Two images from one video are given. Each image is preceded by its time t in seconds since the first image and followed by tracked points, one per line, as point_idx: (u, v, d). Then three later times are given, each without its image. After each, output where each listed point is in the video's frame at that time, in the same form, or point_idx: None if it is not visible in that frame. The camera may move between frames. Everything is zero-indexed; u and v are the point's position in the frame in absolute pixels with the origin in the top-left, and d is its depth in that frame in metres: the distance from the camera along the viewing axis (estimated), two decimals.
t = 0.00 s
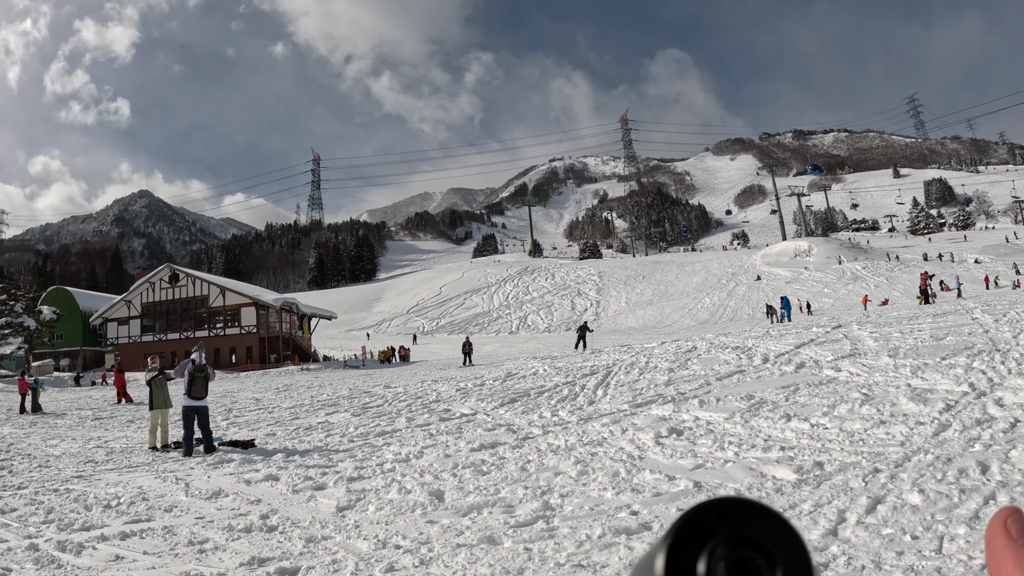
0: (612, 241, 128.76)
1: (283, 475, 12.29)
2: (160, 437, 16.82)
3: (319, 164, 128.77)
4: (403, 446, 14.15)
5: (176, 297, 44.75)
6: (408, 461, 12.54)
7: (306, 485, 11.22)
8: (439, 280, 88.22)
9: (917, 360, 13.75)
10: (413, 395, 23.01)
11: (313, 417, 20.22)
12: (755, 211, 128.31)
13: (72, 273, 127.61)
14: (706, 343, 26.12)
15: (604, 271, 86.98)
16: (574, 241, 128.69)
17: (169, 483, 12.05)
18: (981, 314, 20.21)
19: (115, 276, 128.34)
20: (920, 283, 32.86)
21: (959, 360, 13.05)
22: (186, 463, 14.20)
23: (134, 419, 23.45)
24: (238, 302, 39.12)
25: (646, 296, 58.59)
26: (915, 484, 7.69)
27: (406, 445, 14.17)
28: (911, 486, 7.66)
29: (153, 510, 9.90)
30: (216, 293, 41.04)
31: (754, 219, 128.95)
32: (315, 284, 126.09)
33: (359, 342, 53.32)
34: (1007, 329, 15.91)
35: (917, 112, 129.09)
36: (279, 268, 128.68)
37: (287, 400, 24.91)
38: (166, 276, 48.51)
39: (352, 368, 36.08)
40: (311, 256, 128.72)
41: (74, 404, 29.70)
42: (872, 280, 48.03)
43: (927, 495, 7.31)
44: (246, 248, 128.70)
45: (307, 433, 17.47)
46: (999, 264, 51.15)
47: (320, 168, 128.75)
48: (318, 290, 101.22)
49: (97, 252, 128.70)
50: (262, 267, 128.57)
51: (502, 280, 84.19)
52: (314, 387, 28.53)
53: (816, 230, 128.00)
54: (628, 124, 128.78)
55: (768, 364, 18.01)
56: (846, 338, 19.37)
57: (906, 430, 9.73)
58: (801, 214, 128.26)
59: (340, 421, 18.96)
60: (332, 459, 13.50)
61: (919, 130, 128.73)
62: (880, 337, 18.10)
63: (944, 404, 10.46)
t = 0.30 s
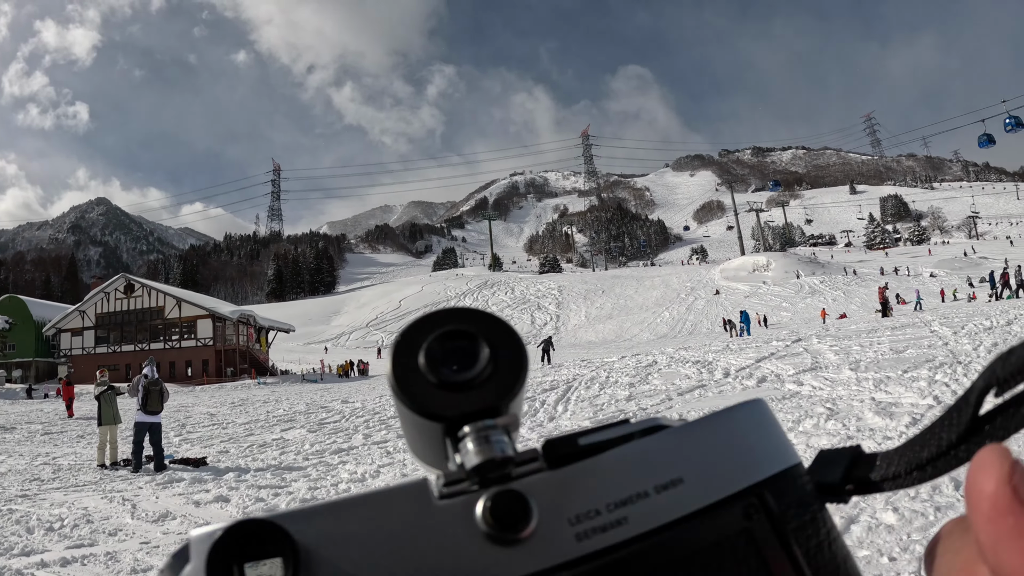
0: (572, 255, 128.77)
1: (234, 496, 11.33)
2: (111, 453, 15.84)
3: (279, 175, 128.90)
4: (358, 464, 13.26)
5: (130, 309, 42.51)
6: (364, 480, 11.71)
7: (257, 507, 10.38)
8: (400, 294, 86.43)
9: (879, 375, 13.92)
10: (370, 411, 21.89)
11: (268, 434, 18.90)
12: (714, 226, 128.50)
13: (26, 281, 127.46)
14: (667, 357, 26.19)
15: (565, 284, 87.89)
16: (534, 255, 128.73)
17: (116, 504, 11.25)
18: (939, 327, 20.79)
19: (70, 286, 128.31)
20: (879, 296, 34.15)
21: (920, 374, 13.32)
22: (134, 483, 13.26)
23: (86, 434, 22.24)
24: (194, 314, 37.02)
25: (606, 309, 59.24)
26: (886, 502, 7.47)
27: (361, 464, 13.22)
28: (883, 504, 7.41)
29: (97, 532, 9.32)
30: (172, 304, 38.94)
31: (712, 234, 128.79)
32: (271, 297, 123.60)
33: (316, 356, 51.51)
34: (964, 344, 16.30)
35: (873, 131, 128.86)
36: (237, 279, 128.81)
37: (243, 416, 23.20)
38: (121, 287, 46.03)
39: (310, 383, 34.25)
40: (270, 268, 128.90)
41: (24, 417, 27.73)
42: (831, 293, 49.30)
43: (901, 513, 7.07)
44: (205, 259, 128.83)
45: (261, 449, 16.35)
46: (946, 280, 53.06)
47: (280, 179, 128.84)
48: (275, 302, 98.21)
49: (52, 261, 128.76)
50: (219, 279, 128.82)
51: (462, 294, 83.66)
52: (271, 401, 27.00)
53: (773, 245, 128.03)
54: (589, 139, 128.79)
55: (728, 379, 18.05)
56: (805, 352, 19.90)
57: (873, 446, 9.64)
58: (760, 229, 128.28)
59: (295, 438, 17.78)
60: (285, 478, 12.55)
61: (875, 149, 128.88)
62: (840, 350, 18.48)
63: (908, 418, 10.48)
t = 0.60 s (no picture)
0: (549, 260, 128.84)
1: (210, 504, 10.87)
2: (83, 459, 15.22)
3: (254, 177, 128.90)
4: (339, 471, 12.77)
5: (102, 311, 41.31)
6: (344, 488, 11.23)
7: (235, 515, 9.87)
8: (377, 298, 85.28)
9: (859, 381, 13.99)
10: (348, 416, 21.40)
11: (244, 439, 18.23)
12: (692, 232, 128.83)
13: None
14: (647, 363, 26.12)
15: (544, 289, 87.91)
16: (511, 259, 128.79)
17: (89, 512, 10.69)
18: (917, 334, 21.11)
19: (41, 286, 127.02)
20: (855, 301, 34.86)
21: (900, 381, 13.40)
22: (107, 489, 12.66)
23: (59, 438, 21.37)
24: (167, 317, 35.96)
25: (584, 314, 59.38)
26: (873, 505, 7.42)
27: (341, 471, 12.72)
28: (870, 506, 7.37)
29: (68, 542, 8.91)
30: (146, 305, 37.55)
31: (690, 240, 128.80)
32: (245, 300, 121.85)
33: (292, 360, 50.55)
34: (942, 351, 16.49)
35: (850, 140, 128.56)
36: (214, 282, 128.85)
37: (218, 421, 22.51)
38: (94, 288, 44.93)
39: (286, 387, 33.45)
40: (246, 271, 128.73)
41: None
42: (805, 300, 50.09)
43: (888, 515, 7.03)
44: (180, 261, 128.85)
45: (237, 455, 15.70)
46: (920, 287, 53.74)
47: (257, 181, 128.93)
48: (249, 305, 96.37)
49: (26, 260, 128.81)
50: (195, 281, 128.82)
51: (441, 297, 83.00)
52: (246, 406, 26.10)
53: (750, 252, 127.80)
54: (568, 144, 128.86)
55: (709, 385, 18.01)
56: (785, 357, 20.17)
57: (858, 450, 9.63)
58: (737, 236, 128.12)
59: (272, 444, 17.17)
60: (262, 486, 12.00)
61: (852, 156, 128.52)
62: (820, 356, 18.60)
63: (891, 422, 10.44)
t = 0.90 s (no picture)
0: (546, 260, 128.81)
1: (209, 505, 10.77)
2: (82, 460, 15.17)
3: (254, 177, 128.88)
4: (336, 472, 12.66)
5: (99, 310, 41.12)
6: (341, 489, 11.14)
7: (232, 517, 9.74)
8: (374, 298, 85.15)
9: (858, 381, 14.02)
10: (346, 416, 21.30)
11: (241, 439, 18.12)
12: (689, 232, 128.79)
13: None
14: (644, 363, 26.09)
15: (541, 289, 87.80)
16: (508, 259, 128.79)
17: (87, 514, 10.58)
18: (915, 334, 21.21)
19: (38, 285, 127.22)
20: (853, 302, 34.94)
21: (899, 381, 13.42)
22: (104, 491, 12.54)
23: (56, 438, 21.24)
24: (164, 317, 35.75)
25: (581, 314, 59.38)
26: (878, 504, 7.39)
27: (340, 472, 12.63)
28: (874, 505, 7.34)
29: (65, 544, 8.80)
30: (144, 305, 37.28)
31: (687, 240, 128.72)
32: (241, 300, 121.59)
33: (288, 360, 50.35)
34: (940, 352, 16.51)
35: (846, 140, 128.79)
36: (210, 283, 128.91)
37: (215, 421, 22.39)
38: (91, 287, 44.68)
39: (283, 387, 33.29)
40: (243, 271, 128.72)
41: None
42: (801, 300, 50.26)
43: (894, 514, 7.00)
44: (177, 261, 128.96)
45: (235, 456, 15.56)
46: (916, 288, 53.87)
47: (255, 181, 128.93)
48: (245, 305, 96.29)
49: (23, 260, 128.85)
50: (191, 281, 128.79)
51: (437, 297, 82.89)
52: (244, 406, 25.97)
53: (747, 252, 127.90)
54: (565, 145, 128.78)
55: (707, 385, 17.99)
56: (781, 357, 20.44)
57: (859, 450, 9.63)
58: (733, 236, 128.26)
59: (269, 444, 17.07)
60: (260, 487, 11.86)
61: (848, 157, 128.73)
62: (817, 357, 18.63)
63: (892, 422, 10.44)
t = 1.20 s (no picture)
0: (545, 261, 128.80)
1: (207, 506, 10.75)
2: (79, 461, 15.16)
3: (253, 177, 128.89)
4: (335, 473, 12.66)
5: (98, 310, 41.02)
6: (340, 490, 11.14)
7: (230, 518, 9.71)
8: (372, 298, 85.14)
9: (858, 381, 14.03)
10: (345, 417, 21.27)
11: (240, 440, 18.09)
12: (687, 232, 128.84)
13: None
14: (644, 364, 26.08)
15: (540, 290, 87.74)
16: (507, 260, 128.79)
17: (85, 514, 10.56)
18: (914, 334, 21.26)
19: (37, 285, 127.25)
20: (851, 302, 35.00)
21: (900, 381, 13.43)
22: (102, 492, 12.51)
23: (55, 438, 21.21)
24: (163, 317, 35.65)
25: (580, 314, 59.36)
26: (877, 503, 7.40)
27: (338, 473, 12.63)
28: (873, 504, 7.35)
29: (63, 544, 8.78)
30: (143, 305, 37.22)
31: (686, 241, 128.77)
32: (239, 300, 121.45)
33: (287, 360, 50.28)
34: (940, 352, 16.54)
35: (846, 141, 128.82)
36: (209, 283, 128.83)
37: (214, 421, 22.36)
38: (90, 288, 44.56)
39: (282, 387, 33.25)
40: (242, 271, 128.72)
41: None
42: (800, 301, 50.29)
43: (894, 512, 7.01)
44: (176, 261, 128.95)
45: (234, 457, 15.53)
46: (915, 288, 53.93)
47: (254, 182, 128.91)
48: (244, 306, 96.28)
49: (22, 260, 128.86)
50: (190, 281, 128.82)
51: (437, 297, 82.82)
52: (243, 406, 25.96)
53: (746, 252, 127.92)
54: (564, 146, 128.79)
55: (707, 385, 17.99)
56: (780, 358, 20.53)
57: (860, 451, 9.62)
58: (732, 236, 128.30)
59: (268, 445, 17.04)
60: (258, 488, 11.84)
61: (846, 158, 128.79)
62: (817, 358, 18.66)
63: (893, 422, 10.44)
